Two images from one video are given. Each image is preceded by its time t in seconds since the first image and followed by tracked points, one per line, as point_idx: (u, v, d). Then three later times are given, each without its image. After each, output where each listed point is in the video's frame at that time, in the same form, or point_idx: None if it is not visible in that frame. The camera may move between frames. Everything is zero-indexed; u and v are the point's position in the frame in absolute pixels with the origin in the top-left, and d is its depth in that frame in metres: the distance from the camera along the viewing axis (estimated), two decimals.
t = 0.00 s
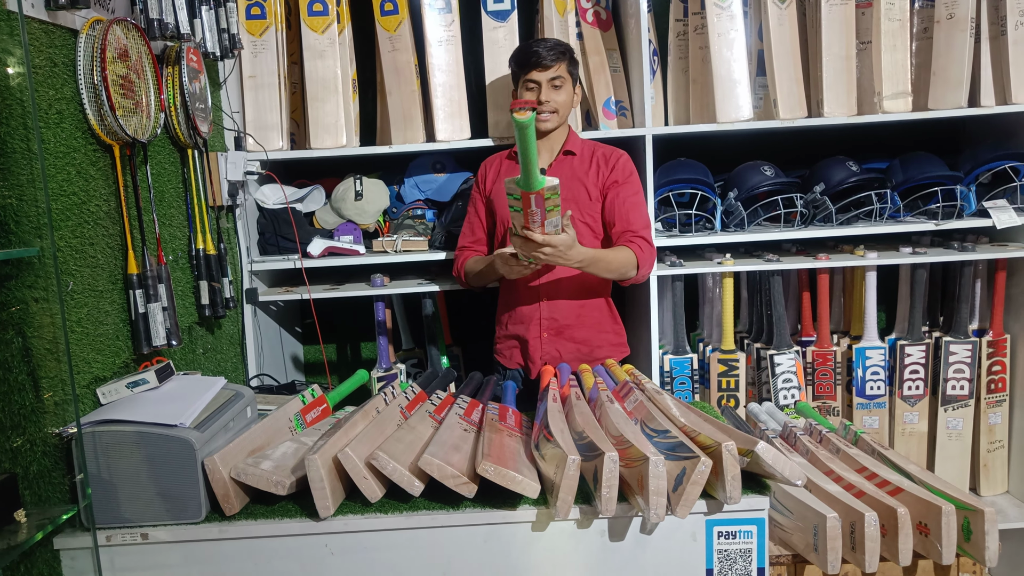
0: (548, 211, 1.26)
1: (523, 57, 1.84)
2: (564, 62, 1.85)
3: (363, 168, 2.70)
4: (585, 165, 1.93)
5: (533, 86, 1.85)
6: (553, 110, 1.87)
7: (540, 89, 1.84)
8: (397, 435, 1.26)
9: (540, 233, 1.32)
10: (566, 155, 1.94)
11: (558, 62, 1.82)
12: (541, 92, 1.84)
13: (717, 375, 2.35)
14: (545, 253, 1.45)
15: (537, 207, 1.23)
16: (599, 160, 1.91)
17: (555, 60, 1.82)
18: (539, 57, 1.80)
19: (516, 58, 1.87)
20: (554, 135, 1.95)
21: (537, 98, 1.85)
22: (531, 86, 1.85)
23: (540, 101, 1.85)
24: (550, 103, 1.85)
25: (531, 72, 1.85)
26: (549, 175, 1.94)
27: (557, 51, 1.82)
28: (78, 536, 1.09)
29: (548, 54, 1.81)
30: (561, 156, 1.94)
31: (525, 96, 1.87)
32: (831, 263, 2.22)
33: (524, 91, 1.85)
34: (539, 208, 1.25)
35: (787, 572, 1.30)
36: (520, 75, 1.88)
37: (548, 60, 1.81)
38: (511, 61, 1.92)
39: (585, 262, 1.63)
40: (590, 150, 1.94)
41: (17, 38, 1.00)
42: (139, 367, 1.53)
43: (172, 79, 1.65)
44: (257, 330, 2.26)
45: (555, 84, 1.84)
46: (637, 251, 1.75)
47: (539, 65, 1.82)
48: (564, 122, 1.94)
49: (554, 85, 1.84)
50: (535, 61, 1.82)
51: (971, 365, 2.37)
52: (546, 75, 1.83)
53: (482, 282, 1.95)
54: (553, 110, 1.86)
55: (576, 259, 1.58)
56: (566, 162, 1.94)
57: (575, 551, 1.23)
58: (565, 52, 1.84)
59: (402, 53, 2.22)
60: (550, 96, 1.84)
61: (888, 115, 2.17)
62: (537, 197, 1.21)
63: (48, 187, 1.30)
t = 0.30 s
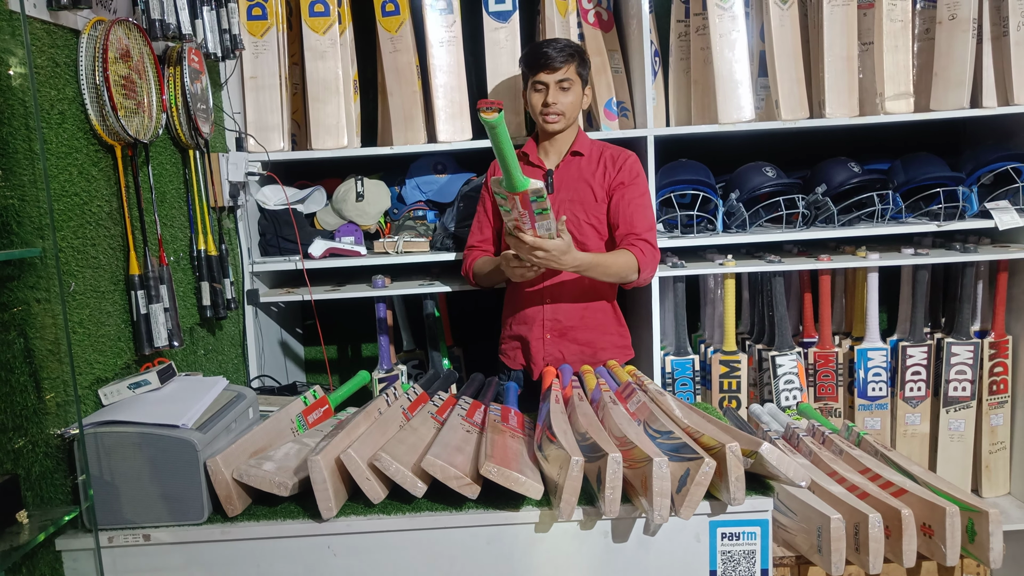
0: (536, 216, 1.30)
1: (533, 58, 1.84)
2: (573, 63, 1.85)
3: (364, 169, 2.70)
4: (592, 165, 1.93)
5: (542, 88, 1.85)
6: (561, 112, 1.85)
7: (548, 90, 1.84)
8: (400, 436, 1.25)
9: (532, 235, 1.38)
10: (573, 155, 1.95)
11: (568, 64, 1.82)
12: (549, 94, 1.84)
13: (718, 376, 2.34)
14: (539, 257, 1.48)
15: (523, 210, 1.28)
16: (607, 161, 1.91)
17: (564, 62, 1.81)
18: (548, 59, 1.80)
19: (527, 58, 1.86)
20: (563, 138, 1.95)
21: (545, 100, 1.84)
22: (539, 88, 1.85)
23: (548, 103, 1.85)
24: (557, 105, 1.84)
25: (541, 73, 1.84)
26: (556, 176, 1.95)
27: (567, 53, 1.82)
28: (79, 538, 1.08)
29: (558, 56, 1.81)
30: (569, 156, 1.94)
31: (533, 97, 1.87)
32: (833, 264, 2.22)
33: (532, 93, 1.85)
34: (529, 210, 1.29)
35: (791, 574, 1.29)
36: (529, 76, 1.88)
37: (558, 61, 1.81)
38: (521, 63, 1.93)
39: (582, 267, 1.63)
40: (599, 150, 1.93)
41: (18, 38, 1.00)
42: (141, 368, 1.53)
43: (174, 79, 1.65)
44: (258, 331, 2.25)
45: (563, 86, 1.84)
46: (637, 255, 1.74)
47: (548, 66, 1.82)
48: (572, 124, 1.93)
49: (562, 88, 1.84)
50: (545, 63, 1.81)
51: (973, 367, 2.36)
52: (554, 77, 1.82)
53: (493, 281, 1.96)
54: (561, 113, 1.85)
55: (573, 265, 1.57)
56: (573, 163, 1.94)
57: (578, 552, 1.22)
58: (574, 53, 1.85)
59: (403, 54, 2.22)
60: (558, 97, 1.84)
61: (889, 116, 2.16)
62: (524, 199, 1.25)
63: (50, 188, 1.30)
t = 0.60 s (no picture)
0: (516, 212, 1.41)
1: (549, 51, 1.88)
2: (588, 57, 1.88)
3: (367, 164, 2.70)
4: (604, 162, 1.92)
5: (555, 79, 1.86)
6: (573, 104, 1.86)
7: (561, 82, 1.85)
8: (404, 430, 1.25)
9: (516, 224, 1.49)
10: (586, 151, 1.94)
11: (582, 56, 1.85)
12: (562, 86, 1.85)
13: (722, 371, 2.34)
14: (525, 250, 1.57)
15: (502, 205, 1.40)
16: (618, 158, 1.90)
17: (578, 54, 1.85)
18: (563, 49, 1.84)
19: (543, 51, 1.91)
20: (576, 132, 1.94)
21: (557, 91, 1.86)
22: (553, 79, 1.86)
23: (560, 94, 1.85)
24: (570, 96, 1.85)
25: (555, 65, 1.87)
26: (568, 172, 1.94)
27: (583, 46, 1.86)
28: (84, 533, 1.10)
29: (574, 48, 1.85)
30: (580, 152, 1.94)
31: (547, 89, 1.89)
32: (837, 260, 2.21)
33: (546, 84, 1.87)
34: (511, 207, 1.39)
35: (795, 569, 1.30)
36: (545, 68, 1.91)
37: (572, 52, 1.85)
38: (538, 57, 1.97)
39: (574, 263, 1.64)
40: (611, 147, 1.92)
41: (24, 31, 1.01)
42: (145, 363, 1.53)
43: (179, 74, 1.65)
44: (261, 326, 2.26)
45: (576, 79, 1.85)
46: (635, 256, 1.73)
47: (563, 57, 1.85)
48: (587, 117, 1.94)
49: (576, 80, 1.85)
50: (560, 54, 1.85)
51: (977, 362, 2.36)
52: (568, 69, 1.84)
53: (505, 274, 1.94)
54: (573, 104, 1.86)
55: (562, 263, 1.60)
56: (584, 158, 1.94)
57: (583, 548, 1.22)
58: (591, 47, 1.88)
59: (407, 49, 2.21)
60: (571, 89, 1.85)
61: (894, 111, 2.16)
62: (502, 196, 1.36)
63: (56, 182, 1.30)
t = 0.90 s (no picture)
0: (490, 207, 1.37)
1: (559, 49, 1.87)
2: (598, 57, 1.86)
3: (364, 164, 2.69)
4: (610, 164, 1.91)
5: (563, 78, 1.86)
6: (580, 104, 1.86)
7: (568, 81, 1.85)
8: (403, 431, 1.25)
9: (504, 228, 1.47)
10: (592, 152, 1.94)
11: (591, 55, 1.85)
12: (569, 85, 1.85)
13: (719, 373, 2.34)
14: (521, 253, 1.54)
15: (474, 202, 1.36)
16: (624, 159, 1.89)
17: (587, 53, 1.84)
18: (572, 48, 1.83)
19: (553, 50, 1.90)
20: (584, 132, 1.94)
21: (564, 90, 1.86)
22: (561, 78, 1.87)
23: (566, 94, 1.86)
24: (576, 96, 1.85)
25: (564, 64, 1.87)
26: (574, 173, 1.95)
27: (592, 45, 1.85)
28: (82, 533, 1.08)
29: (584, 47, 1.84)
30: (587, 153, 1.94)
31: (555, 88, 1.89)
32: (835, 261, 2.21)
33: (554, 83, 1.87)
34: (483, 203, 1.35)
35: (794, 571, 1.29)
36: (554, 67, 1.91)
37: (582, 51, 1.84)
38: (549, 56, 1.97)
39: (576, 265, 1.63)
40: (619, 148, 1.92)
41: (22, 32, 1.00)
42: (142, 363, 1.53)
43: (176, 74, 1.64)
44: (258, 327, 2.25)
45: (583, 78, 1.84)
46: (643, 252, 1.69)
47: (572, 56, 1.85)
48: (595, 117, 1.93)
49: (583, 80, 1.85)
50: (569, 53, 1.85)
51: (975, 364, 2.36)
52: (576, 68, 1.84)
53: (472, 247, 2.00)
54: (579, 104, 1.86)
55: (558, 264, 1.58)
56: (590, 160, 1.93)
57: (581, 549, 1.22)
58: (600, 47, 1.87)
59: (405, 49, 2.21)
60: (578, 89, 1.85)
61: (892, 112, 2.16)
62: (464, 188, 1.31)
63: (53, 182, 1.29)
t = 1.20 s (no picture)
0: (485, 208, 1.52)
1: (566, 46, 1.84)
2: (605, 54, 1.85)
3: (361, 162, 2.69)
4: (614, 159, 1.92)
5: (569, 75, 1.85)
6: (586, 101, 1.85)
7: (575, 78, 1.84)
8: (400, 429, 1.25)
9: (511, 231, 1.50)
10: (596, 149, 1.93)
11: (598, 52, 1.83)
12: (575, 82, 1.84)
13: (717, 371, 2.35)
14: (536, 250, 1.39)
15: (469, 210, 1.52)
16: (628, 154, 1.89)
17: (595, 50, 1.82)
18: (580, 45, 1.81)
19: (559, 46, 1.87)
20: (590, 129, 1.93)
21: (570, 87, 1.85)
22: (567, 75, 1.85)
23: (573, 91, 1.85)
24: (583, 93, 1.84)
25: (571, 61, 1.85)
26: (579, 170, 1.94)
27: (600, 42, 1.82)
28: (78, 531, 1.07)
29: (591, 44, 1.82)
30: (592, 150, 1.94)
31: (560, 84, 1.88)
32: (833, 259, 2.21)
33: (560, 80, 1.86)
34: (478, 209, 1.52)
35: (791, 569, 1.30)
36: (560, 63, 1.88)
37: (590, 48, 1.82)
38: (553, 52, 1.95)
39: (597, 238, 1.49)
40: (622, 144, 1.92)
41: (19, 29, 0.99)
42: (139, 360, 1.52)
43: (173, 71, 1.63)
44: (255, 324, 2.25)
45: (590, 75, 1.83)
46: (670, 215, 1.54)
47: (579, 53, 1.82)
48: (600, 115, 1.92)
49: (590, 77, 1.83)
50: (576, 50, 1.82)
51: (972, 362, 2.37)
52: (583, 65, 1.82)
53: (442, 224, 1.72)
54: (585, 101, 1.85)
55: (577, 243, 1.41)
56: (595, 157, 1.93)
57: (578, 547, 1.22)
58: (608, 44, 1.85)
59: (402, 47, 2.20)
60: (584, 86, 1.84)
61: (889, 110, 2.16)
62: (453, 200, 1.53)
63: (50, 179, 1.28)
